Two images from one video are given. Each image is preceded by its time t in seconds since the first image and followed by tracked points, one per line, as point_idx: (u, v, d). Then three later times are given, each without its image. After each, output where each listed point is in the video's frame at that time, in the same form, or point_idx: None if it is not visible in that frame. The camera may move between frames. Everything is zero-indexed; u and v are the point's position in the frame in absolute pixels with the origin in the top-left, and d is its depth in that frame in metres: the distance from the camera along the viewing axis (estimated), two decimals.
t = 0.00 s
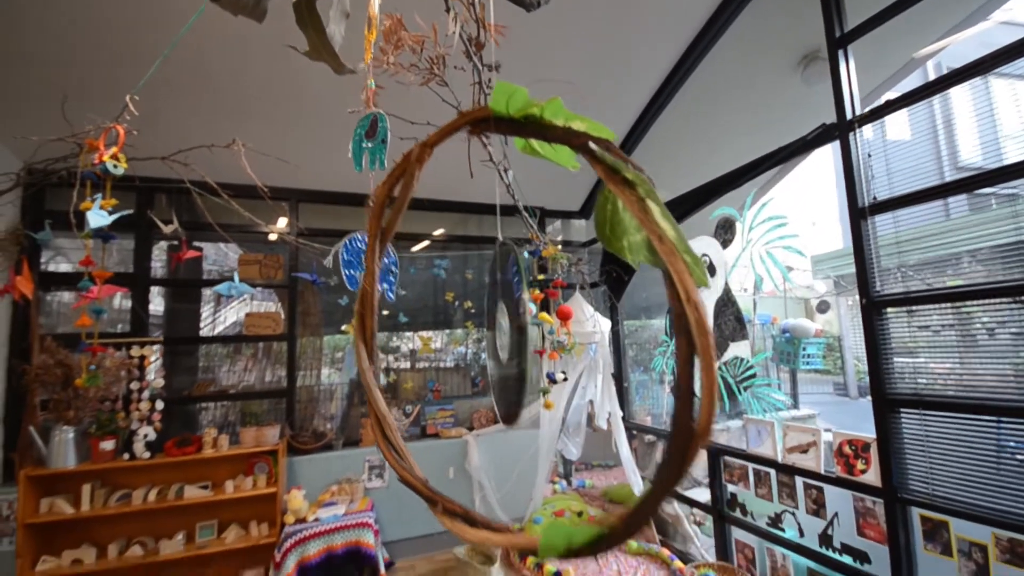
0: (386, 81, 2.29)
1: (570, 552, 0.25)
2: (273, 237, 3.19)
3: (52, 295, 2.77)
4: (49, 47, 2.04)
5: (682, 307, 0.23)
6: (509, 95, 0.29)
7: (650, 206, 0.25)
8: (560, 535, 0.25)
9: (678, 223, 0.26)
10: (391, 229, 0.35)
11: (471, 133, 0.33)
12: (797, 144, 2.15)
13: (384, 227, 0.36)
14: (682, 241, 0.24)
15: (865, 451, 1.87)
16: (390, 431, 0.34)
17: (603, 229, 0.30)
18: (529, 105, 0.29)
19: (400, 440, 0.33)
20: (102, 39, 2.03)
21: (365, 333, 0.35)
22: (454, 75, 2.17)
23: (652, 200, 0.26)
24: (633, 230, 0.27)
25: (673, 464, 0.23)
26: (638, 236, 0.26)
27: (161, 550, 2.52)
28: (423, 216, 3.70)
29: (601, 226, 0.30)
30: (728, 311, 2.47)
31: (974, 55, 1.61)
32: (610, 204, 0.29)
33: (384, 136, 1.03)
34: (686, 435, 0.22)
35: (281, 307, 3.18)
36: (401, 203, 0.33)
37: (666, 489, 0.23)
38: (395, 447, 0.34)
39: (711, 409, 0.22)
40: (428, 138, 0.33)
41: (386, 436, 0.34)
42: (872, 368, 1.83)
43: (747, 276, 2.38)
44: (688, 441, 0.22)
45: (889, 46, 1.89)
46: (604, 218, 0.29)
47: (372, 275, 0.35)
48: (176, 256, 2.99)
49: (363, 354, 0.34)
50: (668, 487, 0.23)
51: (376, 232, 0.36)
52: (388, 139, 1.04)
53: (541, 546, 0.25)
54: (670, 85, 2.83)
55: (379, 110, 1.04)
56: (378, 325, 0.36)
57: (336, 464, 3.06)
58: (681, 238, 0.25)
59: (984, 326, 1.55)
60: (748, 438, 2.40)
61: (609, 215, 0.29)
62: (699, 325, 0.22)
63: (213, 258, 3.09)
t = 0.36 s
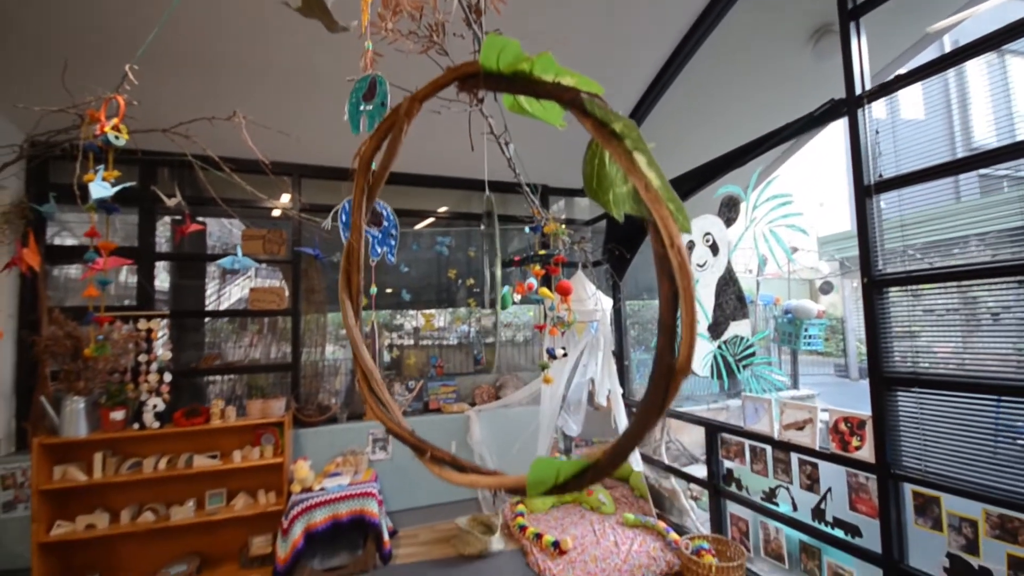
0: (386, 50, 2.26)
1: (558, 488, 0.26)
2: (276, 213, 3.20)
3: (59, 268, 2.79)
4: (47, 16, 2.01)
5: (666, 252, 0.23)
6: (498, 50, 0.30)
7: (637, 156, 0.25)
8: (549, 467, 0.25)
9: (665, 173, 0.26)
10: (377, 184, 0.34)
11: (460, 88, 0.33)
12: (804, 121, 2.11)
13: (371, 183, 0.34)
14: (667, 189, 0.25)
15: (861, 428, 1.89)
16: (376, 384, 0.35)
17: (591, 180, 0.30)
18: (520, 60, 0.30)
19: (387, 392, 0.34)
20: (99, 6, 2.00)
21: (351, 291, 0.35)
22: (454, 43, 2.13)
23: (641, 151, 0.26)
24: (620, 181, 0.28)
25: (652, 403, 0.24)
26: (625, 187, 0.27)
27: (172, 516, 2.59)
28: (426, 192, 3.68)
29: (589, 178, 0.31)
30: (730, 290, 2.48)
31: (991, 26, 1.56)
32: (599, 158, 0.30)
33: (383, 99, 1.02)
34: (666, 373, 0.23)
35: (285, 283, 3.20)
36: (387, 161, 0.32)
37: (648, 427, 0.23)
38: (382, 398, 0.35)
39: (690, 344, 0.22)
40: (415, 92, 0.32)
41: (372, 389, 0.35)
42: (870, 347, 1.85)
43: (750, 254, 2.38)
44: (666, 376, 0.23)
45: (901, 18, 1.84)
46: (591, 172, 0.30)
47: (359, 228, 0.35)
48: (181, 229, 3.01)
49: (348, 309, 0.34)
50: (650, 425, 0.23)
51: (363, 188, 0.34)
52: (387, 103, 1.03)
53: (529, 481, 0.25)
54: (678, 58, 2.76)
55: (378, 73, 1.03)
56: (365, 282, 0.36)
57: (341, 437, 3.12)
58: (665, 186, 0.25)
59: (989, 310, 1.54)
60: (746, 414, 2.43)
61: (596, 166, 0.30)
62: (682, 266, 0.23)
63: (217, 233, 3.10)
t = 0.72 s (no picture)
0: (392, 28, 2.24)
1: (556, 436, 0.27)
2: (285, 197, 3.22)
3: (74, 251, 2.85)
4: None
5: (661, 217, 0.24)
6: (504, 21, 0.30)
7: (637, 127, 0.26)
8: (549, 414, 0.26)
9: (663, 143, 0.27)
10: (384, 151, 0.35)
11: (463, 59, 0.34)
12: (816, 101, 2.08)
13: (377, 151, 0.36)
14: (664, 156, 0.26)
15: (866, 411, 1.89)
16: (379, 344, 0.36)
17: (591, 150, 0.31)
18: (525, 30, 0.30)
19: (389, 352, 0.36)
20: None
21: (356, 255, 0.37)
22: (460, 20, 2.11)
23: (640, 122, 0.27)
24: (617, 151, 0.29)
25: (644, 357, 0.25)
26: (622, 155, 0.28)
27: (189, 492, 2.67)
28: (434, 176, 3.68)
29: (590, 146, 0.31)
30: (738, 274, 2.48)
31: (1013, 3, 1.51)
32: (598, 127, 0.30)
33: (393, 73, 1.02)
34: (659, 327, 0.24)
35: (295, 266, 3.24)
36: (393, 128, 0.34)
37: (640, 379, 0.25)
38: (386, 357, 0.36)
39: (682, 303, 0.23)
40: (421, 61, 0.33)
41: (376, 350, 0.36)
42: (878, 330, 1.84)
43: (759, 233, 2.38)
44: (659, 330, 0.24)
45: None
46: (592, 141, 0.31)
47: (363, 195, 0.35)
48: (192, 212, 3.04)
49: (352, 270, 0.35)
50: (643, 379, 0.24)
51: (368, 154, 0.36)
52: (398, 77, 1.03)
53: (530, 428, 0.26)
54: (690, 35, 2.68)
55: (388, 45, 1.03)
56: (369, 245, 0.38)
57: (351, 417, 3.18)
58: (662, 154, 0.26)
59: (1004, 296, 1.51)
60: (751, 397, 2.44)
61: (596, 136, 0.31)
62: (675, 228, 0.24)
63: (228, 216, 3.14)
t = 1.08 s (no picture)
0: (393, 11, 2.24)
1: (548, 390, 0.29)
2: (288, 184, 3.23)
3: (81, 238, 2.87)
4: None
5: (644, 182, 0.26)
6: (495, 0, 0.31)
7: (622, 99, 0.27)
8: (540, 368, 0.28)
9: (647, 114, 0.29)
10: (379, 125, 0.36)
11: (457, 35, 0.35)
12: (820, 83, 2.08)
13: (373, 124, 0.37)
14: (646, 125, 0.27)
15: (864, 394, 1.91)
16: (377, 313, 0.37)
17: (579, 123, 0.32)
18: (516, 8, 0.31)
19: (386, 318, 0.37)
20: None
21: (353, 226, 0.38)
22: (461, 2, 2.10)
23: (625, 94, 0.28)
24: (604, 122, 0.30)
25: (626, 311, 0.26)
26: (609, 126, 0.30)
27: (199, 474, 2.73)
28: (436, 162, 3.68)
29: (578, 119, 0.33)
30: (740, 259, 2.50)
31: None
32: (586, 100, 0.32)
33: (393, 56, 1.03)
34: (641, 287, 0.26)
35: (299, 252, 3.26)
36: (389, 101, 0.35)
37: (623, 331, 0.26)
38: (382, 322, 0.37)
39: (664, 258, 0.25)
40: (416, 37, 0.34)
41: (374, 317, 0.37)
42: (877, 313, 1.86)
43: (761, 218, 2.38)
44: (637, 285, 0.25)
45: None
46: (580, 113, 0.32)
47: (360, 165, 0.36)
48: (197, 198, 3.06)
49: (349, 241, 0.37)
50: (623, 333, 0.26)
51: (364, 128, 0.36)
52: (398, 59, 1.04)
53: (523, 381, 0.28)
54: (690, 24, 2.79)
55: (387, 25, 1.04)
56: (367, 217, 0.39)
57: (356, 402, 3.23)
58: (646, 124, 0.28)
59: (1009, 282, 1.51)
60: (751, 380, 2.46)
61: (584, 109, 0.32)
62: (656, 193, 0.25)
63: (233, 203, 3.17)
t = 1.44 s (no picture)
0: None
1: (528, 321, 0.30)
2: (283, 155, 3.19)
3: (76, 209, 2.86)
4: None
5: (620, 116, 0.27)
6: None
7: (599, 35, 0.28)
8: (517, 298, 0.30)
9: (624, 51, 0.29)
10: (365, 69, 0.37)
11: None
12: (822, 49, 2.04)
13: (359, 67, 0.37)
14: (622, 61, 0.28)
15: (854, 360, 1.95)
16: (365, 255, 0.38)
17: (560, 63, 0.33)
18: None
19: (376, 262, 0.39)
20: None
21: (341, 172, 0.39)
22: None
23: (602, 30, 0.29)
24: (583, 60, 0.31)
25: (605, 241, 0.28)
26: (587, 65, 0.30)
27: (204, 440, 2.80)
28: (433, 132, 3.63)
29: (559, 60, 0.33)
30: (736, 231, 2.50)
31: None
32: (566, 41, 0.32)
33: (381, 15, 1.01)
34: (616, 218, 0.27)
35: (295, 224, 3.25)
36: (374, 44, 0.35)
37: (600, 261, 0.28)
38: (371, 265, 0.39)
39: (641, 189, 0.26)
40: None
41: (363, 261, 0.39)
42: (869, 281, 1.88)
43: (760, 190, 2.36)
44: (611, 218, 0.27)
45: None
46: (560, 54, 0.33)
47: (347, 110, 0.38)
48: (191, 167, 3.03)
49: (338, 185, 0.38)
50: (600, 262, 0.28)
51: (350, 71, 0.37)
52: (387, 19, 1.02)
53: (501, 310, 0.29)
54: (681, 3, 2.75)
55: None
56: (354, 162, 0.40)
57: (357, 372, 3.28)
58: (622, 60, 0.28)
59: (1007, 257, 1.51)
60: (745, 350, 2.50)
61: (564, 50, 0.32)
62: (631, 127, 0.26)
63: (227, 175, 3.13)
